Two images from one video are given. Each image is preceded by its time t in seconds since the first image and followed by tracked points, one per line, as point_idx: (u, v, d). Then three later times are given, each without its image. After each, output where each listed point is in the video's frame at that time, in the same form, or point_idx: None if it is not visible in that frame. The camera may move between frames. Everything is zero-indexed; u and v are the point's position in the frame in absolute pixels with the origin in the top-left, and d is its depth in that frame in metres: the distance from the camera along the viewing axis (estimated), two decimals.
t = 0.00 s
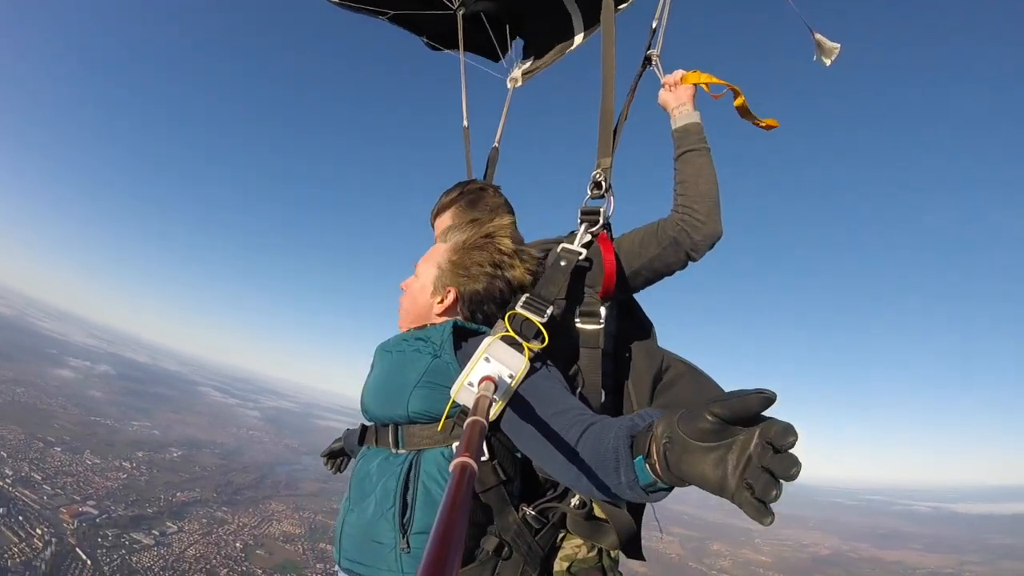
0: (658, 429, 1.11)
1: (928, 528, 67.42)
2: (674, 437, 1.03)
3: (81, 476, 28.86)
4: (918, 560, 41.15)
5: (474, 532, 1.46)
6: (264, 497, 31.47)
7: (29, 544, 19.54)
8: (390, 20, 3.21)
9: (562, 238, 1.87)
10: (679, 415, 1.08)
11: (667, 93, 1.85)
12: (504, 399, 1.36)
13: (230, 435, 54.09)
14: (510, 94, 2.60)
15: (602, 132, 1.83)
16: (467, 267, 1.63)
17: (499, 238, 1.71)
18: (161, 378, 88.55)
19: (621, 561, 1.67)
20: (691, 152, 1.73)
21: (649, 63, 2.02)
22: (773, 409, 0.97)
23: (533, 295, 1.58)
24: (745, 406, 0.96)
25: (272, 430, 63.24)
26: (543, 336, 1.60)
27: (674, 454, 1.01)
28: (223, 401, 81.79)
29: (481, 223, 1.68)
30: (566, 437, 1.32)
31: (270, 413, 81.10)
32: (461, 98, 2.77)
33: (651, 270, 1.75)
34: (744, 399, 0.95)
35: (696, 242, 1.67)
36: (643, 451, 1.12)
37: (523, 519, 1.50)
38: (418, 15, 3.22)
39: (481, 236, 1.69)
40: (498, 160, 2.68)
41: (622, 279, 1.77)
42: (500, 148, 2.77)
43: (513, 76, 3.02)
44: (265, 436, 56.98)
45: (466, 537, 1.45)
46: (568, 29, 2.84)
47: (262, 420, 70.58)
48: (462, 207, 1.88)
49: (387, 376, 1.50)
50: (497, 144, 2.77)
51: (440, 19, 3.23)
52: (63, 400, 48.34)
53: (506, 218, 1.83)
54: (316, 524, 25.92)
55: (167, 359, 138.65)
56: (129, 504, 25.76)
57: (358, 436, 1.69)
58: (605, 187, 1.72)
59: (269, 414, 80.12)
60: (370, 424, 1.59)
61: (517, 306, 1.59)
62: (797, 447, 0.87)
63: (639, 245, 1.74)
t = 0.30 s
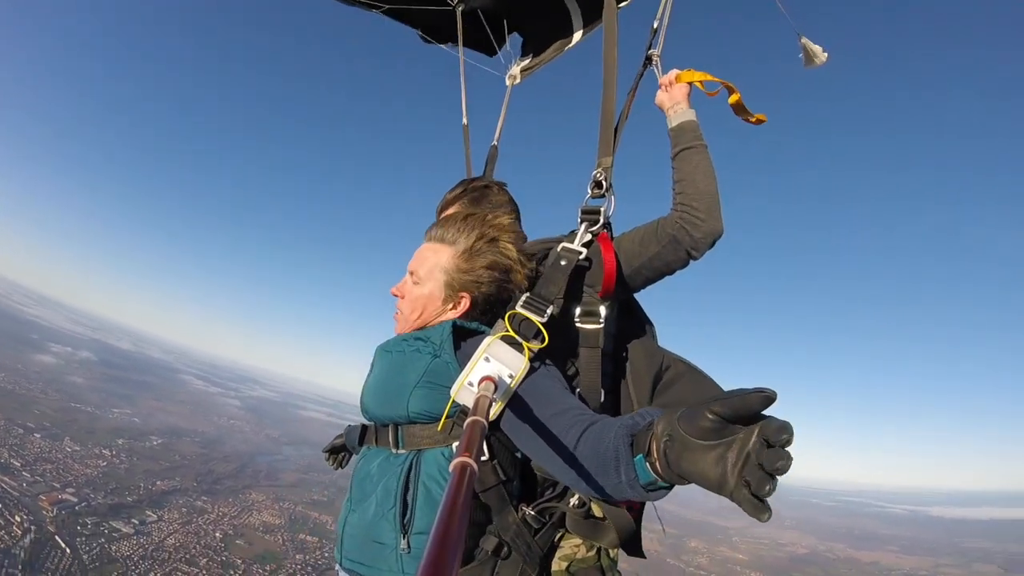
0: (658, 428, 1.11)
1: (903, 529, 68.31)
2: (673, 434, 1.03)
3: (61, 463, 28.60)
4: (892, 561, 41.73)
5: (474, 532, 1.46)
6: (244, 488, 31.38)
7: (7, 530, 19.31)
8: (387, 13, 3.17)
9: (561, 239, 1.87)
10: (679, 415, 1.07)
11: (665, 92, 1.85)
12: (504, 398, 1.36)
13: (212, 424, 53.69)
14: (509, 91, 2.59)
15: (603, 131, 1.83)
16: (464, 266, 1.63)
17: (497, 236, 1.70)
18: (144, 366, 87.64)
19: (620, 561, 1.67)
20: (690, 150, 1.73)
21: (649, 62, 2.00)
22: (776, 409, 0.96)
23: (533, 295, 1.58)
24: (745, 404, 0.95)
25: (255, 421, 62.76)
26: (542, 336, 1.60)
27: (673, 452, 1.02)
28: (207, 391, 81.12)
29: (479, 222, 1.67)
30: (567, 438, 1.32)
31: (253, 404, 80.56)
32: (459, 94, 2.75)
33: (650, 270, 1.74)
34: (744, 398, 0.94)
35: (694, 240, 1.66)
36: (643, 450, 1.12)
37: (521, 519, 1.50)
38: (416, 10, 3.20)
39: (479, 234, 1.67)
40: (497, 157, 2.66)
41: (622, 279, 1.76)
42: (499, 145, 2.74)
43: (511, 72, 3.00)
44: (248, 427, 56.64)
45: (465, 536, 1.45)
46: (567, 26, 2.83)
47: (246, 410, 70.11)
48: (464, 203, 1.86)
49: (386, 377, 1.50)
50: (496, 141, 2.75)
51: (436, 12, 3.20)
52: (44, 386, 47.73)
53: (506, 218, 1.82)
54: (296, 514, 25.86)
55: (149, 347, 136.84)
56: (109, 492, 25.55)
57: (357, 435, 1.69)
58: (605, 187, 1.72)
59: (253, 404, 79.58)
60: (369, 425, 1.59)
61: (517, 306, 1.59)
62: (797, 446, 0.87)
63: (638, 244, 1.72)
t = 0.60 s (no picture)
0: (658, 432, 1.10)
1: (890, 530, 68.75)
2: (674, 441, 1.02)
3: (50, 458, 28.42)
4: (878, 561, 42.04)
5: (472, 531, 1.46)
6: (233, 484, 31.30)
7: None
8: (385, 10, 3.15)
9: (561, 238, 1.86)
10: (679, 419, 1.07)
11: (664, 93, 1.84)
12: (504, 398, 1.35)
13: (202, 421, 53.37)
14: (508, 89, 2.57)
15: (603, 130, 1.82)
16: (465, 265, 1.62)
17: (496, 235, 1.69)
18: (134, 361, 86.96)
19: (616, 562, 1.67)
20: (689, 149, 1.72)
21: (649, 62, 1.99)
22: (777, 417, 0.96)
23: (533, 295, 1.57)
24: (746, 411, 0.94)
25: (245, 417, 62.47)
26: (542, 335, 1.59)
27: (675, 459, 1.01)
28: (197, 387, 80.65)
29: (478, 220, 1.65)
30: (567, 442, 1.31)
31: (243, 400, 80.11)
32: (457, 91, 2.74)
33: (649, 271, 1.73)
34: (745, 407, 0.93)
35: (694, 241, 1.65)
36: (643, 456, 1.11)
37: (520, 520, 1.50)
38: (414, 7, 3.18)
39: (477, 233, 1.66)
40: (496, 155, 2.66)
41: (620, 280, 1.75)
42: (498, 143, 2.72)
43: (510, 69, 2.99)
44: (238, 424, 56.36)
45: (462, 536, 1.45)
46: (566, 24, 2.81)
47: (237, 407, 69.75)
48: (465, 200, 1.86)
49: (385, 377, 1.49)
50: (495, 139, 2.74)
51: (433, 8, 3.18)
52: (32, 380, 47.27)
53: (506, 216, 1.81)
54: (285, 511, 25.78)
55: (138, 342, 135.71)
56: (98, 488, 25.38)
57: (356, 435, 1.68)
58: (606, 186, 1.71)
59: (243, 401, 79.16)
60: (369, 425, 1.58)
61: (517, 307, 1.59)
62: (799, 455, 0.87)
63: (638, 243, 1.71)
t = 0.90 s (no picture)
0: (658, 431, 1.09)
1: (903, 532, 68.01)
2: (672, 442, 1.02)
3: (59, 468, 28.53)
4: (891, 563, 41.61)
5: (473, 531, 1.45)
6: (241, 493, 31.36)
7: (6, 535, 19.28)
8: (389, 14, 3.18)
9: (562, 237, 1.85)
10: (679, 419, 1.07)
11: (660, 91, 1.84)
12: (504, 399, 1.34)
13: (209, 430, 53.55)
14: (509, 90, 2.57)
15: (603, 129, 1.82)
16: (467, 265, 1.61)
17: (496, 236, 1.69)
18: (141, 371, 87.39)
19: (618, 564, 1.65)
20: (686, 146, 1.72)
21: (648, 61, 1.99)
22: (777, 418, 0.95)
23: (533, 295, 1.57)
24: (744, 414, 0.93)
25: (251, 426, 62.59)
26: (542, 336, 1.59)
27: (672, 458, 1.01)
28: (204, 396, 80.93)
29: (479, 221, 1.65)
30: (566, 445, 1.30)
31: (249, 408, 80.29)
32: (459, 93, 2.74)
33: (651, 272, 1.72)
34: (741, 407, 0.93)
35: (692, 242, 1.64)
36: (642, 455, 1.11)
37: (520, 520, 1.49)
38: (419, 11, 3.21)
39: (479, 235, 1.66)
40: (497, 157, 2.66)
41: (621, 279, 1.74)
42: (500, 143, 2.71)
43: (512, 70, 3.00)
44: (245, 432, 56.49)
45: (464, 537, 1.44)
46: (568, 25, 2.82)
47: (243, 415, 69.94)
48: (467, 201, 1.86)
49: (385, 378, 1.50)
50: (498, 139, 2.74)
51: (437, 11, 3.21)
52: (41, 390, 47.61)
53: (508, 216, 1.81)
54: (294, 520, 25.77)
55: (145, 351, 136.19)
56: (107, 497, 25.47)
57: (358, 437, 1.68)
58: (605, 186, 1.71)
59: (249, 409, 79.34)
60: (370, 426, 1.58)
61: (517, 306, 1.59)
62: (798, 458, 0.87)
63: (637, 241, 1.70)
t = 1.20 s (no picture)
0: (657, 430, 1.09)
1: (913, 540, 67.29)
2: (673, 442, 1.00)
3: (64, 479, 28.55)
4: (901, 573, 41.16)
5: (474, 531, 1.44)
6: (247, 505, 31.31)
7: (11, 546, 19.28)
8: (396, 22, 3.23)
9: (562, 237, 1.85)
10: (679, 418, 1.06)
11: (661, 90, 1.85)
12: (505, 399, 1.34)
13: (213, 441, 53.52)
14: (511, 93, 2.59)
15: (603, 131, 1.83)
16: (468, 266, 1.61)
17: (497, 237, 1.70)
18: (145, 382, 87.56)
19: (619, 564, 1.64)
20: (686, 143, 1.73)
21: (648, 61, 1.99)
22: (775, 417, 0.95)
23: (534, 295, 1.57)
24: (743, 412, 0.93)
25: (256, 437, 62.58)
26: (543, 335, 1.59)
27: (672, 456, 1.00)
28: (208, 407, 80.91)
29: (480, 221, 1.65)
30: (566, 444, 1.30)
31: (253, 420, 80.22)
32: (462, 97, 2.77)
33: (651, 272, 1.72)
34: (740, 405, 0.93)
35: (693, 240, 1.64)
36: (640, 454, 1.11)
37: (521, 520, 1.48)
38: (426, 17, 3.25)
39: (480, 235, 1.66)
40: (500, 159, 2.67)
41: (621, 278, 1.74)
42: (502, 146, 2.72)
43: (516, 72, 3.02)
44: (249, 444, 56.44)
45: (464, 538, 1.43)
46: (571, 29, 2.83)
47: (247, 427, 69.89)
48: (470, 202, 1.86)
49: (386, 377, 1.49)
50: (500, 142, 2.76)
51: (444, 18, 3.25)
52: (46, 401, 47.74)
53: (509, 216, 1.81)
54: (300, 532, 25.66)
55: (150, 363, 136.48)
56: (113, 509, 25.43)
57: (359, 438, 1.67)
58: (606, 186, 1.71)
59: (253, 421, 79.25)
60: (371, 427, 1.57)
61: (517, 306, 1.59)
62: (797, 455, 0.87)
63: (637, 241, 1.70)
